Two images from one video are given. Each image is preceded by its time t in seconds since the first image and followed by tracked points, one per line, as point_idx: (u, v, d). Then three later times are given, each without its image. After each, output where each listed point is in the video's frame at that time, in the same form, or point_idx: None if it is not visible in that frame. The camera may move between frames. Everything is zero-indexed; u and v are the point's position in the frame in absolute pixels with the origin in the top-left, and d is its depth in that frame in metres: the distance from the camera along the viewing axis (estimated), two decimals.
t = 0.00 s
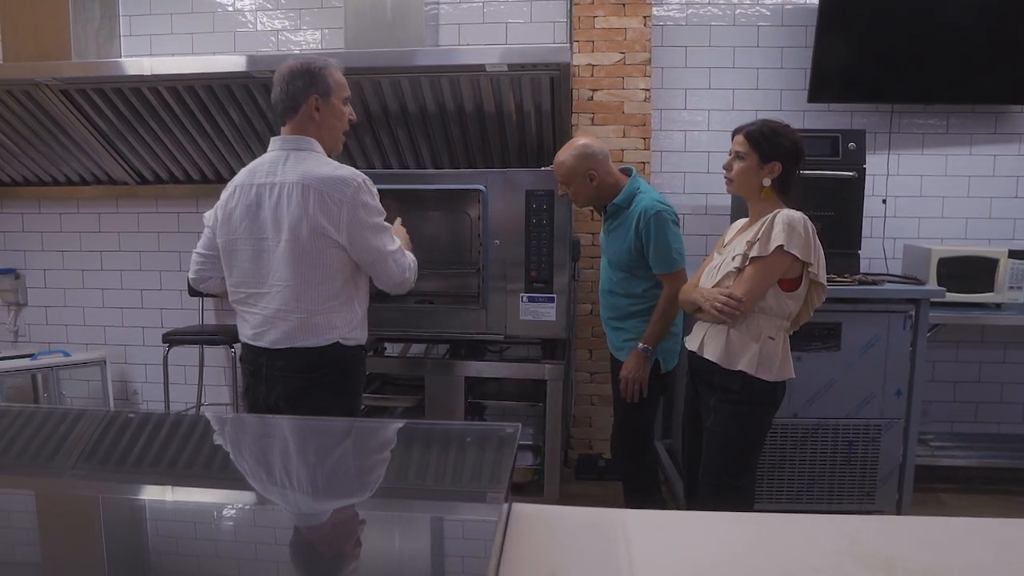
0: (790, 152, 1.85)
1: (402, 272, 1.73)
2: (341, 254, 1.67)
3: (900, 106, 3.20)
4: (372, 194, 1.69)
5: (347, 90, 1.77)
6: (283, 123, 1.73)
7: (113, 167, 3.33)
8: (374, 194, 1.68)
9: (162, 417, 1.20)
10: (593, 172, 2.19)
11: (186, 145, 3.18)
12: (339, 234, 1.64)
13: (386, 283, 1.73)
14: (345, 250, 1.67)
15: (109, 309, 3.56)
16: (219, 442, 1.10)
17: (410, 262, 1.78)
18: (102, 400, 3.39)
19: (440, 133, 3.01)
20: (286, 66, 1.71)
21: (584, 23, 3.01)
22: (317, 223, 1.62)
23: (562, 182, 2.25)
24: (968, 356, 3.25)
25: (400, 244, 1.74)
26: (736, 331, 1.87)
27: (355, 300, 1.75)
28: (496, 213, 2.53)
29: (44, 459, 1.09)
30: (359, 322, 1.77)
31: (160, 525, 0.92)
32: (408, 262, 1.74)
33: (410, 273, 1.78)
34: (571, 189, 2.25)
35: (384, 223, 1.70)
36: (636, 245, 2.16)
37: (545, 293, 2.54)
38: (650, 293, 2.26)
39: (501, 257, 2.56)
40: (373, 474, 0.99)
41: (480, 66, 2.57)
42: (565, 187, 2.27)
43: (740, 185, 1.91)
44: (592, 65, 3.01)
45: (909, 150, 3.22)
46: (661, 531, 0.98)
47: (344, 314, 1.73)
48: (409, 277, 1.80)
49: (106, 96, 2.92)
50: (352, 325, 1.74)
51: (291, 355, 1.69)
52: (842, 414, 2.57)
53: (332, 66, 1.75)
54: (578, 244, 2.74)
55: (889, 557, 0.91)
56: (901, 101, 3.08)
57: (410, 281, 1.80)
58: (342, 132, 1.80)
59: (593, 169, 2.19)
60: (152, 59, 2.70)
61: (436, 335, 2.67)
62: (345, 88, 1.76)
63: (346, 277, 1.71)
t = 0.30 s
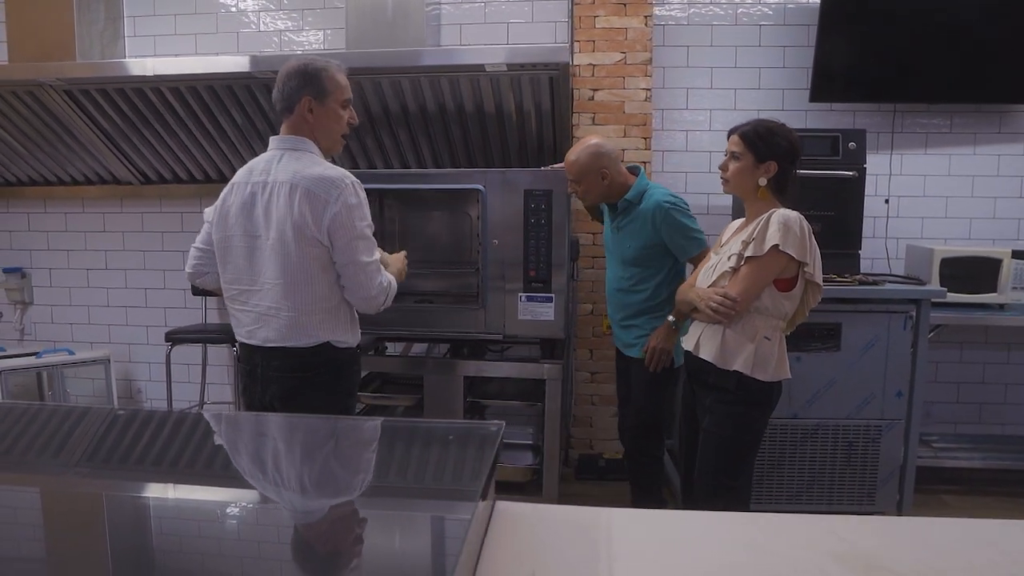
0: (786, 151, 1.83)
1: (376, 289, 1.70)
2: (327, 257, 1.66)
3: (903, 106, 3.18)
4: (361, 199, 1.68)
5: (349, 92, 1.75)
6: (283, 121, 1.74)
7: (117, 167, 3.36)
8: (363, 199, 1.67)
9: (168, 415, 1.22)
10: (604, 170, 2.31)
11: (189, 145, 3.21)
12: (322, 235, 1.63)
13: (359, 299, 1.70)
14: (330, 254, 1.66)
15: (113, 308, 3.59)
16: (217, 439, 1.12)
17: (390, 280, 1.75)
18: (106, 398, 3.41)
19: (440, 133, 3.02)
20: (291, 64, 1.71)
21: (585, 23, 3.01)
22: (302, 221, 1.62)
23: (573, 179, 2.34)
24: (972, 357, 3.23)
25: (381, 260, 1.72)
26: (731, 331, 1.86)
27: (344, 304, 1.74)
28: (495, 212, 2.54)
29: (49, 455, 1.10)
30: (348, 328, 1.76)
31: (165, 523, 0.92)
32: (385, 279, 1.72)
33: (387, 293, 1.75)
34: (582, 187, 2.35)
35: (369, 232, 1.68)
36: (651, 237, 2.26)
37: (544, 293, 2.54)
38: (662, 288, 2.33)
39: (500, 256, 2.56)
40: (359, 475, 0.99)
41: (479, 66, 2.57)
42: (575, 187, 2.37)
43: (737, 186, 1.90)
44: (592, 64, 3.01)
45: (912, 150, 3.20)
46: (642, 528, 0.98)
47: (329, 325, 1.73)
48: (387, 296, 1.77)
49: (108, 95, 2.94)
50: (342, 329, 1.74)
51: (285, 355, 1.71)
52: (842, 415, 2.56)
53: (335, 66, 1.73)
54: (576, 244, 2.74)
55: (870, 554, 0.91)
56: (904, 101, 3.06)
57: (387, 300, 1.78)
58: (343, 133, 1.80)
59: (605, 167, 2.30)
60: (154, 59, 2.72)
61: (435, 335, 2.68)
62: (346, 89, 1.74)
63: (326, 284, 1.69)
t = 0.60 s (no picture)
0: (780, 151, 1.81)
1: (344, 300, 1.64)
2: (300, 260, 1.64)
3: (914, 105, 3.15)
4: (342, 205, 1.65)
5: (358, 99, 1.69)
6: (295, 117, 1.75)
7: (128, 168, 3.39)
8: (344, 204, 1.64)
9: (177, 412, 1.24)
10: (613, 167, 2.31)
11: (199, 146, 3.24)
12: (297, 237, 1.61)
13: (329, 308, 1.65)
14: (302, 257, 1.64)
15: (125, 307, 3.63)
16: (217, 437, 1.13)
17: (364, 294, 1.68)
18: (117, 396, 3.44)
19: (447, 133, 3.02)
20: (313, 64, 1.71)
21: (592, 23, 3.01)
22: (277, 221, 1.61)
23: (581, 177, 2.34)
24: (984, 358, 3.19)
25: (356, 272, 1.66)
26: (731, 331, 1.85)
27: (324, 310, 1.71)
28: (499, 212, 2.54)
29: (61, 452, 1.13)
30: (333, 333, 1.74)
31: (176, 521, 0.94)
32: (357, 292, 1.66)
33: (360, 308, 1.68)
34: (590, 185, 2.35)
35: (347, 239, 1.64)
36: (664, 226, 2.26)
37: (548, 293, 2.54)
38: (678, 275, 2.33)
39: (505, 256, 2.56)
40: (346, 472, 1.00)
41: (484, 67, 2.58)
42: (584, 184, 2.36)
43: (734, 189, 1.89)
44: (599, 65, 3.01)
45: (923, 150, 3.17)
46: (628, 529, 0.98)
47: (307, 328, 1.71)
48: (360, 312, 1.70)
49: (118, 97, 2.98)
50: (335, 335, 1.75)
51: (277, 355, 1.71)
52: (849, 417, 2.54)
53: (347, 72, 1.69)
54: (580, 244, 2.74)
55: (855, 556, 0.90)
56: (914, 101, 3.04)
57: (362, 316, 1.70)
58: (348, 140, 1.75)
59: (614, 163, 2.30)
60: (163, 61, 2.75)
61: (440, 335, 2.68)
62: (354, 96, 1.69)
63: (299, 288, 1.66)
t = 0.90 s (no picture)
0: (770, 151, 1.80)
1: (297, 300, 1.59)
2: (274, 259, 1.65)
3: (929, 104, 3.11)
4: (316, 204, 1.62)
5: (352, 100, 1.70)
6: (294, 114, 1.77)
7: (144, 169, 3.43)
8: (312, 203, 1.61)
9: (188, 413, 1.28)
10: (624, 166, 2.31)
11: (212, 147, 3.27)
12: (265, 233, 1.63)
13: (288, 308, 1.61)
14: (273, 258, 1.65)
15: (141, 307, 3.67)
16: (222, 434, 1.16)
17: (323, 299, 1.60)
18: (133, 394, 3.49)
19: (457, 134, 3.03)
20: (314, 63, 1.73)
21: (602, 23, 3.01)
22: (252, 217, 1.66)
23: (591, 176, 2.34)
24: (1002, 361, 3.14)
25: (318, 274, 1.60)
26: (731, 332, 1.84)
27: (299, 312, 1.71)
28: (507, 213, 2.54)
29: (76, 450, 1.15)
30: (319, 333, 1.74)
31: (190, 517, 0.94)
32: (311, 293, 1.59)
33: (317, 312, 1.60)
34: (600, 184, 2.35)
35: (313, 238, 1.60)
36: (678, 222, 2.28)
37: (556, 293, 2.54)
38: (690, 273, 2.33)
39: (513, 256, 2.56)
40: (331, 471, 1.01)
41: (493, 68, 2.58)
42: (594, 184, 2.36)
43: (726, 191, 1.88)
44: (610, 65, 3.00)
45: (939, 150, 3.13)
46: (615, 531, 0.98)
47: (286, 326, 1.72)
48: (321, 317, 1.61)
49: (132, 98, 3.02)
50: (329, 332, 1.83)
51: (274, 352, 1.73)
52: (860, 420, 2.51)
53: (343, 73, 1.69)
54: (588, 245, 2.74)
55: (843, 559, 0.90)
56: (928, 101, 3.00)
57: (323, 322, 1.62)
58: (342, 141, 1.75)
59: (624, 162, 2.31)
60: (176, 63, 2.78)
61: (448, 335, 2.69)
62: (348, 98, 1.69)
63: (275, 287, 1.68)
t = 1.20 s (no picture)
0: (745, 149, 1.75)
1: (259, 287, 1.57)
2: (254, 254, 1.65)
3: (947, 104, 3.07)
4: (296, 197, 1.62)
5: (351, 102, 1.71)
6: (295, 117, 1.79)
7: (164, 170, 3.49)
8: (290, 194, 1.60)
9: (206, 408, 1.30)
10: (640, 168, 2.30)
11: (229, 148, 3.32)
12: (246, 223, 1.64)
13: (253, 296, 1.59)
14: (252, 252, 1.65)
15: (160, 306, 3.73)
16: (234, 434, 1.17)
17: (284, 288, 1.56)
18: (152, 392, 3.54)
19: (471, 135, 3.05)
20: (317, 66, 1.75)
21: (616, 24, 3.01)
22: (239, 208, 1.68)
23: (606, 177, 2.34)
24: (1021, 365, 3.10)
25: (285, 264, 1.58)
26: (715, 334, 1.81)
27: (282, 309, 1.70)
28: (518, 214, 2.56)
29: (95, 449, 1.18)
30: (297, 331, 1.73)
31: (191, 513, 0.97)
32: (272, 281, 1.56)
33: (277, 301, 1.57)
34: (614, 185, 2.34)
35: (286, 229, 1.59)
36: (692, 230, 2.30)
37: (566, 294, 2.55)
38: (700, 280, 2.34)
39: (524, 257, 2.58)
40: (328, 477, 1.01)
41: (505, 70, 2.60)
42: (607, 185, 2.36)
43: (703, 191, 1.83)
44: (623, 66, 3.01)
45: (957, 150, 3.09)
46: (607, 530, 0.99)
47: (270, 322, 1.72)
48: (282, 308, 1.57)
49: (152, 101, 3.07)
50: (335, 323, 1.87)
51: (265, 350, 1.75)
52: (872, 422, 2.49)
53: (343, 76, 1.71)
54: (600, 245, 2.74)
55: (830, 564, 0.90)
56: (945, 101, 2.96)
57: (284, 313, 1.57)
58: (341, 142, 1.76)
59: (640, 165, 2.30)
60: (193, 66, 2.83)
61: (460, 335, 2.71)
62: (347, 100, 1.70)
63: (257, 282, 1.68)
